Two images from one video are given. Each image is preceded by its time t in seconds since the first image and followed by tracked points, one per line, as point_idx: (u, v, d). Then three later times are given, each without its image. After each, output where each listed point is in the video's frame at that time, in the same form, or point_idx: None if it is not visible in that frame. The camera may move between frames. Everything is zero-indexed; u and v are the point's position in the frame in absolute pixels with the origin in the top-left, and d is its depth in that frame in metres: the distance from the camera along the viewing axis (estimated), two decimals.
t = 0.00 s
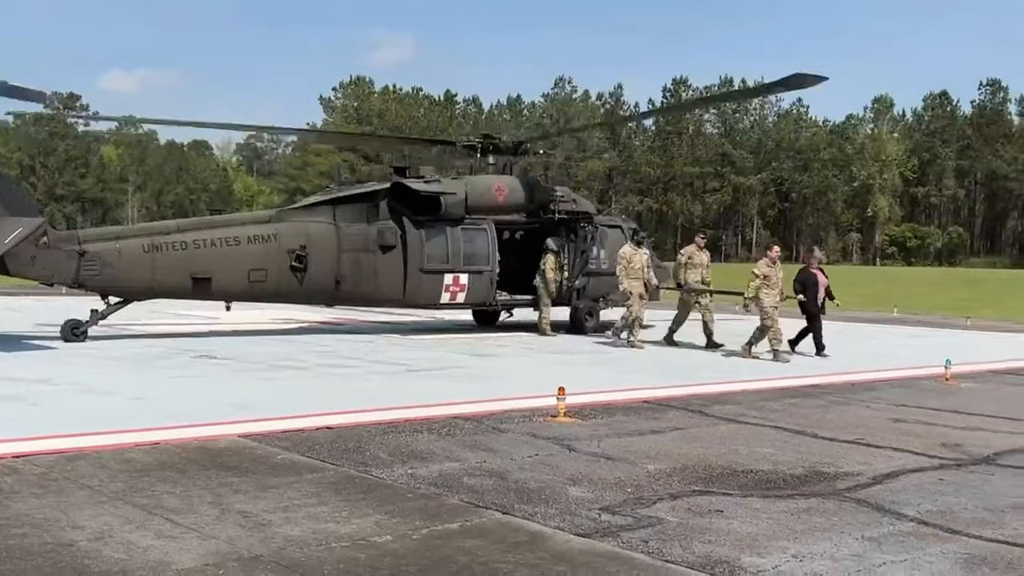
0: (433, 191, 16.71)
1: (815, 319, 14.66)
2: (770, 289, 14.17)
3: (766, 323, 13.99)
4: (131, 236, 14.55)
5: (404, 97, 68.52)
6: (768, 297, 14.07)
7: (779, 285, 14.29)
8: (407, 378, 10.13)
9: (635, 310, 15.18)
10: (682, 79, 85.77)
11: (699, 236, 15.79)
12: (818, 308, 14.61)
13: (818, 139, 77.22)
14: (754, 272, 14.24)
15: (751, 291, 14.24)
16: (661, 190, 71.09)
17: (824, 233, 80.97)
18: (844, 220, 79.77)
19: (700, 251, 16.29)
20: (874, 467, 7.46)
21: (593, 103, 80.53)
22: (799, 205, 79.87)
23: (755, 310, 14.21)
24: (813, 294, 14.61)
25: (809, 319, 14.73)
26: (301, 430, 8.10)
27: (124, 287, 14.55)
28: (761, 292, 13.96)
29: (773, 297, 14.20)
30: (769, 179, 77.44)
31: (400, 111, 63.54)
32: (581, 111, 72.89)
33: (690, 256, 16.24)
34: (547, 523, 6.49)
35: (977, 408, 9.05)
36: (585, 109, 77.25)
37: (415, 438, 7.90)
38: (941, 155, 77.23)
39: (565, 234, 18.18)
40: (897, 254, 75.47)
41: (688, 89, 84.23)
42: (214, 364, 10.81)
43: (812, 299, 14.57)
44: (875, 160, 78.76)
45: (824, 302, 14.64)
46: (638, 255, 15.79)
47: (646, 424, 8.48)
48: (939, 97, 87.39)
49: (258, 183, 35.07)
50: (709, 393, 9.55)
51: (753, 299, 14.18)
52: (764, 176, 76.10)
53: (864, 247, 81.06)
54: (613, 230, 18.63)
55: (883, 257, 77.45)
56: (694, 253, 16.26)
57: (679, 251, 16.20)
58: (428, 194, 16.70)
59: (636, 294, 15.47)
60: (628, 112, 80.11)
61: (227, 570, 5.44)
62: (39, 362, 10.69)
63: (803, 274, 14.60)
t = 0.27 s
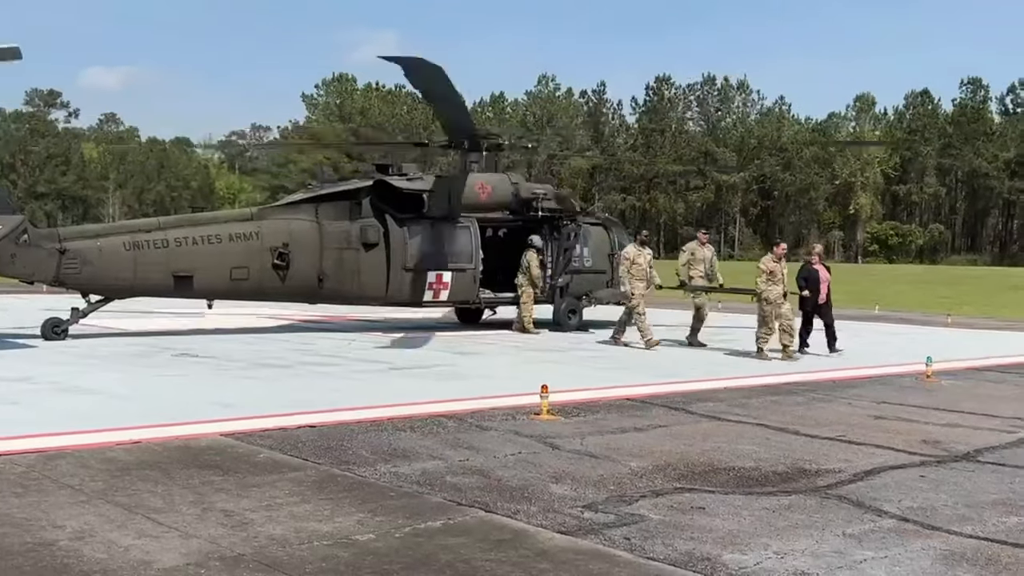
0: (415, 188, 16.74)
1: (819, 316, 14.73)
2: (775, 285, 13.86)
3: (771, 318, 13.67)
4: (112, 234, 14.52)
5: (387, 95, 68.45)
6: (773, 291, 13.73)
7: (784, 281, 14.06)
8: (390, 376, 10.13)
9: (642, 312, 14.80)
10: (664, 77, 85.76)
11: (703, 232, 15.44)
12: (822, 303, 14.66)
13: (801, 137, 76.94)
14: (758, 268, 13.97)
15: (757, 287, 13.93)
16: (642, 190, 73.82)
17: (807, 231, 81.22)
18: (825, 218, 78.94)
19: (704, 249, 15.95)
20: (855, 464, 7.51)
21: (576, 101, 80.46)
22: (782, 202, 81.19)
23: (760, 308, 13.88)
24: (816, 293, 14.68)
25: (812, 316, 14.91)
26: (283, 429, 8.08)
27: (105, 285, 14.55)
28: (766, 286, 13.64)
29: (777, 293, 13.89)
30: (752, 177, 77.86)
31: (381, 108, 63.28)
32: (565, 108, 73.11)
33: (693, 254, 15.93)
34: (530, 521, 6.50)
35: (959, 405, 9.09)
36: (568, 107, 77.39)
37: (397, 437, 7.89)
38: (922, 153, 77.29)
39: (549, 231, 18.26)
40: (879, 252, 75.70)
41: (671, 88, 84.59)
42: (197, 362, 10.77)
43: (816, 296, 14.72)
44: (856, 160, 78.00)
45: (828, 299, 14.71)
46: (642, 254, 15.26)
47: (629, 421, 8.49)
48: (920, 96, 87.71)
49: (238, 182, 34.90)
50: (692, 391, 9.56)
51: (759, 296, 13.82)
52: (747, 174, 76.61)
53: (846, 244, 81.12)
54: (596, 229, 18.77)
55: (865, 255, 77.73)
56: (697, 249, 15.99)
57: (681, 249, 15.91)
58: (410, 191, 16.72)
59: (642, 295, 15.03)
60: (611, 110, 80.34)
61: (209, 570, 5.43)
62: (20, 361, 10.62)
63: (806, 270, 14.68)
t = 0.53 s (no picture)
0: (399, 186, 16.69)
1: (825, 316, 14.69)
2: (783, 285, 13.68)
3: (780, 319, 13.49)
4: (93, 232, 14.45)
5: (369, 92, 68.29)
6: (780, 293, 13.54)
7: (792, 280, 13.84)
8: (374, 374, 10.12)
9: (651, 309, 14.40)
10: (647, 76, 86.09)
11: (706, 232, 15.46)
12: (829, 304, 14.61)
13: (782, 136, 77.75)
14: (767, 269, 13.74)
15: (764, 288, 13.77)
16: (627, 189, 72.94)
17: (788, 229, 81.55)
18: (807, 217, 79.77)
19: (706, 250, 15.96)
20: (837, 461, 7.55)
21: (559, 99, 80.71)
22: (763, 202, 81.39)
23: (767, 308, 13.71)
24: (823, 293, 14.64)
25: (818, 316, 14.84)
26: (266, 427, 8.06)
27: (86, 283, 14.47)
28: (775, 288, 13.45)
29: (785, 294, 13.73)
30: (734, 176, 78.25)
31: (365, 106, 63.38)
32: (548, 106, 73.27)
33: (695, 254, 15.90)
34: (513, 519, 6.51)
35: (939, 402, 9.17)
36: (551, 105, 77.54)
37: (380, 436, 7.87)
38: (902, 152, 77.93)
39: (532, 230, 18.34)
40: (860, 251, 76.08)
41: (654, 86, 84.87)
42: (179, 360, 10.73)
43: (822, 298, 14.63)
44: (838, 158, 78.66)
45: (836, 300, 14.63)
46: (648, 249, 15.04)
47: (612, 419, 8.52)
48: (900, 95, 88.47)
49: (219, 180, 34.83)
50: (674, 389, 9.60)
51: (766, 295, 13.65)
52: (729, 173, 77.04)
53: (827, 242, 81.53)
54: (579, 226, 18.74)
55: (846, 254, 78.09)
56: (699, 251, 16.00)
57: (684, 248, 15.83)
58: (393, 189, 16.65)
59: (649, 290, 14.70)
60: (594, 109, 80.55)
61: (191, 569, 5.42)
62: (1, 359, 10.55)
63: (812, 271, 14.62)
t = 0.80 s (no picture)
0: (381, 183, 16.55)
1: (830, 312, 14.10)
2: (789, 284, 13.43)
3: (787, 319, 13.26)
4: (73, 229, 14.40)
5: (353, 89, 68.31)
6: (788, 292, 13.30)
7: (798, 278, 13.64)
8: (356, 372, 10.10)
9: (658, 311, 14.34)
10: (631, 74, 86.36)
11: (710, 230, 15.10)
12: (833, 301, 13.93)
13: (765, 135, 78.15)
14: (772, 268, 13.52)
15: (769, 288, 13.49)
16: (610, 185, 75.35)
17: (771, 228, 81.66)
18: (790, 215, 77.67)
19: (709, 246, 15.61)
20: (818, 458, 7.59)
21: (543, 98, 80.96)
22: (746, 200, 81.39)
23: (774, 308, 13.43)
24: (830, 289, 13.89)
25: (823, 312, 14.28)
26: (248, 426, 8.04)
27: (67, 281, 14.41)
28: (781, 288, 13.22)
29: (791, 292, 13.46)
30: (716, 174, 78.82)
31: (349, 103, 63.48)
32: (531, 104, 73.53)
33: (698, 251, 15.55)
34: (496, 517, 6.52)
35: (919, 400, 9.23)
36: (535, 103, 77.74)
37: (363, 434, 7.86)
38: (884, 151, 78.34)
39: (515, 228, 18.21)
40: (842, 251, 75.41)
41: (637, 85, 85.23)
42: (160, 359, 10.70)
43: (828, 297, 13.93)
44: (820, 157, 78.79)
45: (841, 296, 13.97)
46: (652, 251, 14.83)
47: (595, 417, 8.54)
48: (882, 93, 89.01)
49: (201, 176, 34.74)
50: (656, 387, 9.63)
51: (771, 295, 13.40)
52: (712, 172, 77.57)
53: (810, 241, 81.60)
54: (562, 224, 18.69)
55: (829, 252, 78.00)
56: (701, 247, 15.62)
57: (686, 247, 15.49)
58: (377, 186, 16.53)
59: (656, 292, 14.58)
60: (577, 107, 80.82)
61: (174, 567, 5.40)
62: None
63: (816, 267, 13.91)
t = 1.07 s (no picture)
0: (364, 181, 16.25)
1: (831, 314, 13.99)
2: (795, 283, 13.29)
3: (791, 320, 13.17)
4: (53, 226, 14.30)
5: (335, 87, 68.48)
6: (793, 291, 13.17)
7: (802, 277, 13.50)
8: (338, 371, 10.07)
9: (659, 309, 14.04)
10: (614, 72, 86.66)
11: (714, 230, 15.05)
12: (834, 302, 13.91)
13: (746, 134, 78.77)
14: (779, 266, 13.34)
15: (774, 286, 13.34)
16: (592, 184, 75.54)
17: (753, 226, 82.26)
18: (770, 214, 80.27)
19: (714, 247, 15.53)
20: (798, 456, 7.63)
21: (526, 96, 81.23)
22: (728, 198, 82.02)
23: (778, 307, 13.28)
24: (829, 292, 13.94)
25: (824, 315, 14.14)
26: (228, 424, 8.02)
27: (46, 278, 14.33)
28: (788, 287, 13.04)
29: (796, 292, 13.33)
30: (698, 172, 79.60)
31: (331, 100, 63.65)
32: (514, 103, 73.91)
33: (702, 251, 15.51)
34: (477, 515, 6.52)
35: (900, 398, 9.29)
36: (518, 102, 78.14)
37: (344, 432, 7.85)
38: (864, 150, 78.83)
39: (498, 226, 18.20)
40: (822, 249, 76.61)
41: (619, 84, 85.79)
42: (141, 356, 10.64)
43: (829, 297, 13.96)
44: (802, 155, 79.03)
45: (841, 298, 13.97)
46: (656, 248, 14.57)
47: (577, 415, 8.55)
48: (863, 93, 89.55)
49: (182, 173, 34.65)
50: (637, 385, 9.66)
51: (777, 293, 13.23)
52: (694, 170, 78.22)
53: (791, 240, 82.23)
54: (544, 223, 18.79)
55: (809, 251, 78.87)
56: (706, 248, 15.57)
57: (689, 246, 15.47)
58: (359, 184, 16.27)
59: (658, 291, 14.30)
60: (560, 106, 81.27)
61: (154, 566, 5.38)
62: None
63: (818, 267, 13.95)
